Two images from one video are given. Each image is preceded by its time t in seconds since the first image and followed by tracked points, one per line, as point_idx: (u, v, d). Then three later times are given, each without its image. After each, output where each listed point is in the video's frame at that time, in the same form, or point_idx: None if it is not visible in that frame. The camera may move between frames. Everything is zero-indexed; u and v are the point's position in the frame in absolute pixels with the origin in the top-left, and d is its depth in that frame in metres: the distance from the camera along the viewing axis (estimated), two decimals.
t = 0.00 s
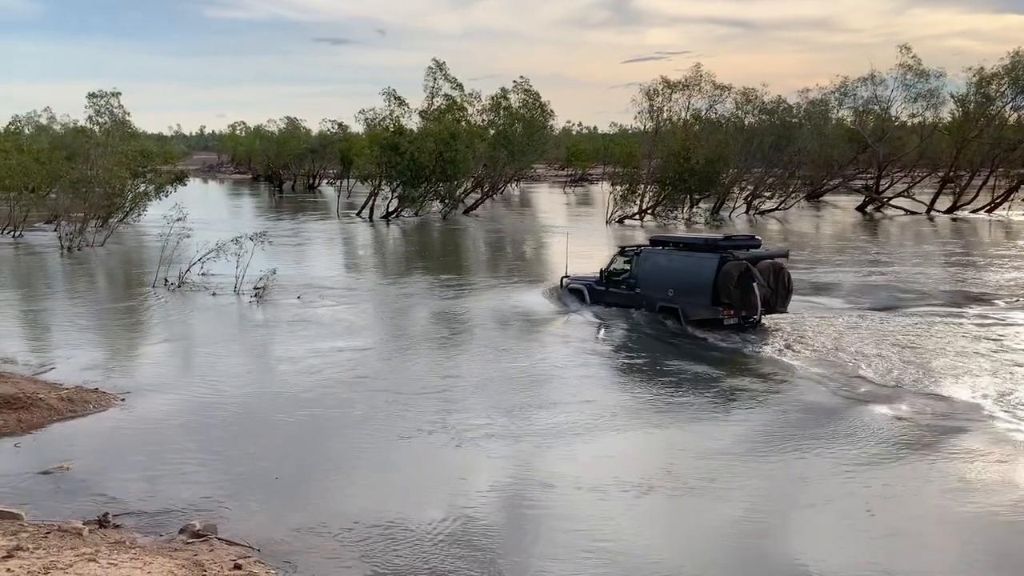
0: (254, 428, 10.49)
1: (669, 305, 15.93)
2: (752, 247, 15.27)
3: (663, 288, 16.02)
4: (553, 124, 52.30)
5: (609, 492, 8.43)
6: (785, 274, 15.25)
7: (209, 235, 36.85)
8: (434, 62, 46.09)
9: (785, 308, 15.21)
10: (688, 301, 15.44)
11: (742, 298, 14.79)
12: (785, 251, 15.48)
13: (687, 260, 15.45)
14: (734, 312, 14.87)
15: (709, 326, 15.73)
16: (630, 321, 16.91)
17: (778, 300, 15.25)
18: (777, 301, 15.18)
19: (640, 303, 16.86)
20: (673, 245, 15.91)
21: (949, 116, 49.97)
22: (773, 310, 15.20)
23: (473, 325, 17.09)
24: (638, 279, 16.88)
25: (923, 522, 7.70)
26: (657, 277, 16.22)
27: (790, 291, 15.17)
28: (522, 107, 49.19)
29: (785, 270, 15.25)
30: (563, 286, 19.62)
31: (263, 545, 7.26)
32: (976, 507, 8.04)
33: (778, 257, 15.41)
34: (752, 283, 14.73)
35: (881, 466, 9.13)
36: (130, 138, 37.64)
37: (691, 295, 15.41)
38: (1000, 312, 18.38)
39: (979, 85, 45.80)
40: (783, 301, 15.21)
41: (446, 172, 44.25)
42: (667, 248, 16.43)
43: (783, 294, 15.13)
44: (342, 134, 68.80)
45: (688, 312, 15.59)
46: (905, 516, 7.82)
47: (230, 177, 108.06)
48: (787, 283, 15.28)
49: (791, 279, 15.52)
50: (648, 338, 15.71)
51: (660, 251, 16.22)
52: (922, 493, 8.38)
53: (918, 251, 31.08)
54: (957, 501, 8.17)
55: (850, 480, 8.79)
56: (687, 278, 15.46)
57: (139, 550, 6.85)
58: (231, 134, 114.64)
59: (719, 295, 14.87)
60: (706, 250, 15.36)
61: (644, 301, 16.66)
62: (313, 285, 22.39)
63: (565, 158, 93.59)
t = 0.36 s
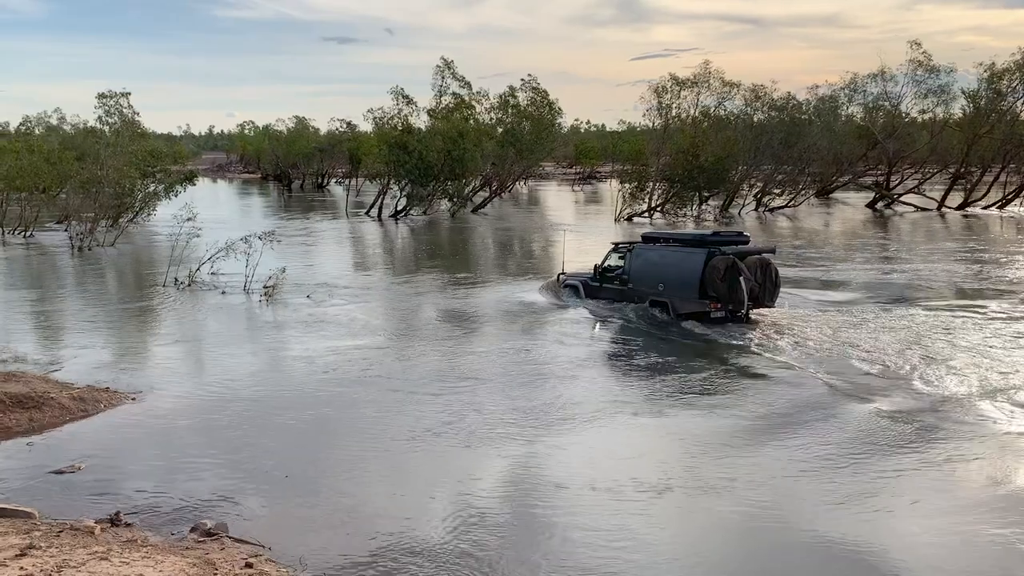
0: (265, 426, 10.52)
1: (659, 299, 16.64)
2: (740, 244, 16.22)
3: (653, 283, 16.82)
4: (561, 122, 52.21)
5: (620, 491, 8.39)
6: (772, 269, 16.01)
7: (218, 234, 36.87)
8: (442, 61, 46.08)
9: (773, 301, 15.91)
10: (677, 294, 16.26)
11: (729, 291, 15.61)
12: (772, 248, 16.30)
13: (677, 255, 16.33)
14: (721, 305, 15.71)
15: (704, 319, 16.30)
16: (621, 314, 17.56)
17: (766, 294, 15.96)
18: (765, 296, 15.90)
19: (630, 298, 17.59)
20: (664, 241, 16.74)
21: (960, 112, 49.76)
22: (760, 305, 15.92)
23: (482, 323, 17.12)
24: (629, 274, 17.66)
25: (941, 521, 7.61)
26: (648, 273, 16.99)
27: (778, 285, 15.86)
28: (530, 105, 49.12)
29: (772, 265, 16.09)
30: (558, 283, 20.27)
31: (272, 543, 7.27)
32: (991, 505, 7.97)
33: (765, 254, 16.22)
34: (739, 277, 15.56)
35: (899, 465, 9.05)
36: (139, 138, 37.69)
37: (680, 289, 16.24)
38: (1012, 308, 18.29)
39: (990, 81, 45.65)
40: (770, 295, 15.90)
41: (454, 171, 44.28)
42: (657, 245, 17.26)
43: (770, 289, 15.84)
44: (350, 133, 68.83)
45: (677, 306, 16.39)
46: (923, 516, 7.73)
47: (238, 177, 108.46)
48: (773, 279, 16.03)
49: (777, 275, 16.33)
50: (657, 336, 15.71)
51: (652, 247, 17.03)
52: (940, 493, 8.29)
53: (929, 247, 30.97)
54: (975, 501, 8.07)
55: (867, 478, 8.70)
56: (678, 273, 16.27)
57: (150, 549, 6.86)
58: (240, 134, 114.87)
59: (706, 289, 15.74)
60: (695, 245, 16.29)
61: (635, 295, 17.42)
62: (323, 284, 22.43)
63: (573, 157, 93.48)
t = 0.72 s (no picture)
0: (271, 427, 10.56)
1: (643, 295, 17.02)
2: (722, 241, 16.48)
3: (638, 280, 17.22)
4: (564, 122, 52.23)
5: (626, 491, 8.40)
6: (754, 265, 16.52)
7: (223, 235, 36.92)
8: (445, 61, 46.10)
9: (755, 296, 16.38)
10: (661, 291, 16.69)
11: (711, 288, 16.06)
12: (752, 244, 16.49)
13: (661, 253, 16.71)
14: (704, 302, 16.17)
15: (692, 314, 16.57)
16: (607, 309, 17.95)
17: (747, 289, 16.43)
18: (747, 291, 16.40)
19: (617, 294, 17.98)
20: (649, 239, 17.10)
21: (963, 109, 49.63)
22: (743, 300, 16.43)
23: (485, 323, 17.16)
24: (615, 271, 18.04)
25: (947, 522, 7.60)
26: (633, 270, 17.34)
27: (760, 280, 16.37)
28: (533, 105, 49.11)
29: (753, 261, 16.53)
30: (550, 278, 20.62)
31: (278, 544, 7.29)
32: (996, 505, 7.95)
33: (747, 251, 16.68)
34: (720, 274, 16.01)
35: (907, 465, 9.03)
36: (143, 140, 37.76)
37: (665, 286, 16.65)
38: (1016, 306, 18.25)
39: (994, 78, 45.51)
40: (753, 290, 16.42)
41: (457, 171, 44.30)
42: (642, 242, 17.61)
43: (752, 284, 16.30)
44: (353, 134, 68.90)
45: (662, 302, 16.81)
46: (930, 516, 7.73)
47: (242, 178, 108.60)
48: (755, 274, 16.45)
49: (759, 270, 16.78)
50: (662, 336, 15.72)
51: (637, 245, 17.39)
52: (948, 493, 8.26)
53: (933, 245, 30.91)
54: (984, 502, 8.05)
55: (874, 478, 8.70)
56: (661, 270, 16.65)
57: (156, 550, 6.89)
58: (243, 135, 115.05)
59: (689, 286, 16.16)
60: (679, 243, 16.68)
61: (621, 292, 17.80)
62: (328, 285, 22.48)
63: (576, 156, 93.43)
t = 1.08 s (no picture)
0: (276, 429, 10.57)
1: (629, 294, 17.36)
2: (705, 239, 16.96)
3: (624, 280, 17.55)
4: (568, 124, 52.23)
5: (633, 493, 8.40)
6: (737, 263, 16.98)
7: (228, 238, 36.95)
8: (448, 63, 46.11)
9: (738, 292, 16.84)
10: (646, 291, 17.03)
11: (695, 286, 16.46)
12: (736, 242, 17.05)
13: (646, 253, 17.05)
14: (688, 299, 16.56)
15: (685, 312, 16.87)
16: (595, 308, 18.29)
17: (731, 286, 16.89)
18: (729, 288, 16.86)
19: (605, 293, 18.29)
20: (633, 240, 17.43)
21: (968, 109, 49.45)
22: (726, 297, 16.88)
23: (488, 325, 17.18)
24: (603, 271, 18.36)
25: (956, 524, 7.56)
26: (619, 270, 17.66)
27: (742, 277, 16.85)
28: (537, 107, 49.11)
29: (736, 259, 16.96)
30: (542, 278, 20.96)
31: (284, 546, 7.31)
32: (1004, 506, 7.93)
33: (729, 248, 17.11)
34: (703, 273, 16.40)
35: (916, 467, 8.99)
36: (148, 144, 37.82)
37: (649, 285, 16.99)
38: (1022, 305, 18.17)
39: (998, 78, 45.29)
40: (736, 287, 16.88)
41: (461, 173, 44.30)
42: (628, 242, 17.94)
43: (734, 281, 16.75)
44: (357, 137, 68.99)
45: (648, 301, 17.14)
46: (939, 518, 7.68)
47: (247, 181, 108.74)
48: (738, 271, 16.91)
49: (742, 267, 17.21)
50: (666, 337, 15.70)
51: (621, 245, 17.72)
52: (958, 495, 8.22)
53: (939, 244, 30.80)
54: (994, 504, 8.00)
55: (883, 479, 8.66)
56: (645, 270, 17.00)
57: (162, 552, 6.90)
58: (247, 138, 115.30)
59: (673, 285, 16.55)
60: (662, 243, 17.04)
61: (609, 291, 18.12)
62: (332, 287, 22.50)
63: (580, 158, 93.38)
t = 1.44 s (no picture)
0: (287, 432, 10.60)
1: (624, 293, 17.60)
2: (697, 241, 17.17)
3: (618, 281, 17.77)
4: (578, 126, 52.26)
5: (645, 495, 8.41)
6: (728, 263, 17.17)
7: (240, 242, 37.10)
8: (459, 66, 46.18)
9: (730, 292, 17.01)
10: (640, 291, 17.23)
11: (686, 286, 16.68)
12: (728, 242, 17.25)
13: (638, 254, 17.26)
14: (679, 299, 16.77)
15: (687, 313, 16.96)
16: (591, 308, 18.55)
17: (723, 286, 17.07)
18: (721, 287, 17.05)
19: (601, 294, 18.51)
20: (626, 240, 17.70)
21: (982, 110, 49.16)
22: (718, 296, 17.09)
23: (499, 327, 17.19)
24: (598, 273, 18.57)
25: (979, 529, 7.45)
26: (613, 270, 17.92)
27: (733, 276, 17.02)
28: (547, 109, 49.12)
29: (727, 258, 17.15)
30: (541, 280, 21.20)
31: (298, 546, 7.36)
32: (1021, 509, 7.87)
33: (722, 249, 17.30)
34: (694, 273, 16.62)
35: (936, 471, 8.90)
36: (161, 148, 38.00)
37: (643, 286, 17.20)
38: None
39: (1013, 79, 44.98)
40: (727, 286, 17.08)
41: (471, 176, 44.33)
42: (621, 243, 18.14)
43: (726, 281, 16.95)
44: (368, 140, 69.19)
45: (642, 301, 17.36)
46: (961, 524, 7.58)
47: (258, 184, 108.99)
48: (729, 271, 17.11)
49: (734, 267, 17.39)
50: (677, 340, 15.66)
51: (615, 245, 18.00)
52: (980, 500, 8.11)
53: (953, 246, 30.60)
54: (1015, 508, 7.91)
55: (903, 484, 8.57)
56: (638, 270, 17.27)
57: (176, 554, 6.93)
58: (259, 142, 115.86)
59: (665, 284, 16.83)
60: (654, 244, 17.24)
61: (604, 292, 18.34)
62: (344, 290, 22.57)
63: (591, 160, 93.32)
